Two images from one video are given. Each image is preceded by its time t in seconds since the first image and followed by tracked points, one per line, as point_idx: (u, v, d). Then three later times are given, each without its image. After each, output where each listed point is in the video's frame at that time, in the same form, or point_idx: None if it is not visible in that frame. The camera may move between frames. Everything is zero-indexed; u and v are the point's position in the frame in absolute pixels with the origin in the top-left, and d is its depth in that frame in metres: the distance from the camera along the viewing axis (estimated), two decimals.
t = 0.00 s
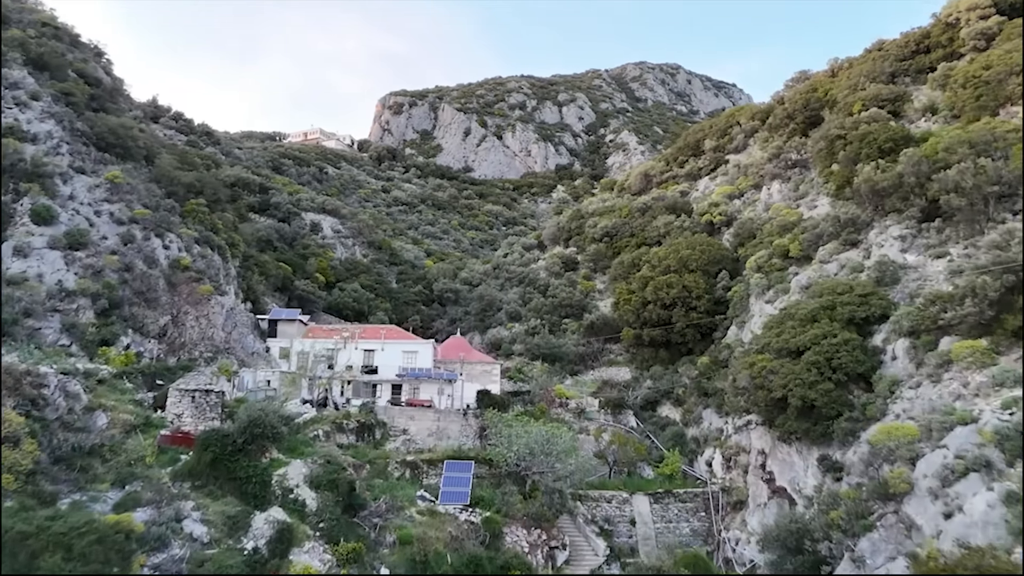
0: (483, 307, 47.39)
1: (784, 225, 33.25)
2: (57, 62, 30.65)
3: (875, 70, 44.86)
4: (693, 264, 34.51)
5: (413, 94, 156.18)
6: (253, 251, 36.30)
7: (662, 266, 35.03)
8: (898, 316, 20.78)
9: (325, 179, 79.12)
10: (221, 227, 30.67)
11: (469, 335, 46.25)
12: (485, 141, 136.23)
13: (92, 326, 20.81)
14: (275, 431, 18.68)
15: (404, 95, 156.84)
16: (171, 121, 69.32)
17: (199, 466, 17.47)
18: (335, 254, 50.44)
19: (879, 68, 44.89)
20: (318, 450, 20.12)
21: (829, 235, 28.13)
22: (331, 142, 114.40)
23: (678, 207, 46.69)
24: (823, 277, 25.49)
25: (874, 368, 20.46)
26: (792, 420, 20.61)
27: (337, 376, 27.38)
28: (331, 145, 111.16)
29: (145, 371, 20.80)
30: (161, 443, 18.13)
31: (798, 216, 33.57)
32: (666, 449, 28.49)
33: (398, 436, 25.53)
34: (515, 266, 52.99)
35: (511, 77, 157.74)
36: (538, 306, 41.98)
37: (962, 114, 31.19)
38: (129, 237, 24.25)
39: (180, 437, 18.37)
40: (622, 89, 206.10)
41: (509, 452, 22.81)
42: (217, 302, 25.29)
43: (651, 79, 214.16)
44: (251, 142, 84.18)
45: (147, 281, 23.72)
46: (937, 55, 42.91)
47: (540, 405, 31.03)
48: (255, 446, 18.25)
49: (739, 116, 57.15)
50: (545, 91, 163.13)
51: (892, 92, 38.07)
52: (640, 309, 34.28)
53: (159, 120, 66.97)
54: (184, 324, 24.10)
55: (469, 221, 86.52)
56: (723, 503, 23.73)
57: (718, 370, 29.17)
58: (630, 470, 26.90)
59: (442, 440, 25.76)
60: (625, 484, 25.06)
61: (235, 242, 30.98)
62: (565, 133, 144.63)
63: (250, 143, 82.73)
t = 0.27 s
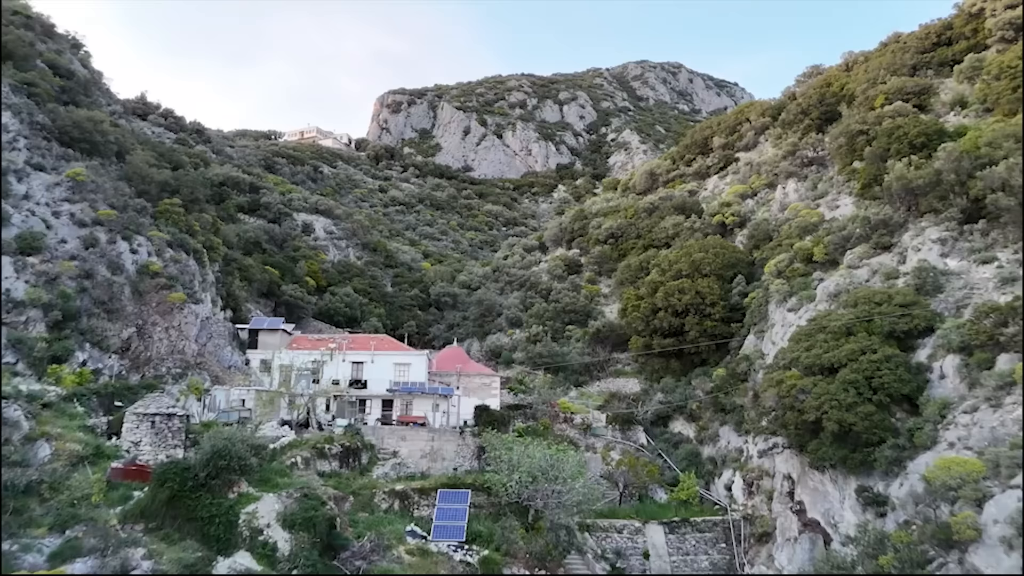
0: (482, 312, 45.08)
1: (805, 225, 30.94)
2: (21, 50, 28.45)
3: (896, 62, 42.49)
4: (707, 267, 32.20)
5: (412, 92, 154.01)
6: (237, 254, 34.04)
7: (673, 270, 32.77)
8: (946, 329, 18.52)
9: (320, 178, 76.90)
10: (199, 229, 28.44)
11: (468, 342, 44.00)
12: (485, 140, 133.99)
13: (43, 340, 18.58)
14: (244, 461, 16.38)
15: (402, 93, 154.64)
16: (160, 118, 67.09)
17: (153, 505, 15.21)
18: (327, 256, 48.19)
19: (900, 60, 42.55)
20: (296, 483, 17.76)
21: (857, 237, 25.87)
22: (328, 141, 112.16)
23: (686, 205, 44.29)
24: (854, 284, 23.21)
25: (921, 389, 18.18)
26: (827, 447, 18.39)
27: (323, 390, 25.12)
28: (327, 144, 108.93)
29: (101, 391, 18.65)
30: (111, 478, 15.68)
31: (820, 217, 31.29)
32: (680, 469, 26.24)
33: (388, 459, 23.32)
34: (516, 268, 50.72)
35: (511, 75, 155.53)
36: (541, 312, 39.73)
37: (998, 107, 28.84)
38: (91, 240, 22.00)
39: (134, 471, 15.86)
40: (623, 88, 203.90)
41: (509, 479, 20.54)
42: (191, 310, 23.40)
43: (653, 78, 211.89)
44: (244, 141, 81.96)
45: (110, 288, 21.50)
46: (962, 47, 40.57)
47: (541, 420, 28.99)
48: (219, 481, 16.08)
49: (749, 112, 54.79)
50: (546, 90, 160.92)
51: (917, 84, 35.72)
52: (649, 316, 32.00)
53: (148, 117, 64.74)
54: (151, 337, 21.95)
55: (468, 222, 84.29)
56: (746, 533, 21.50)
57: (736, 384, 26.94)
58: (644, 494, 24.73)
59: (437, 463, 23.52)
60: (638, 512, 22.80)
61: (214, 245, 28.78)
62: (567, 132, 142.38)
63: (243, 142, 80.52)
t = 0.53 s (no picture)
0: (481, 317, 42.73)
1: (829, 227, 28.61)
2: None
3: (919, 54, 40.18)
4: (723, 272, 29.81)
5: (410, 90, 151.70)
6: (218, 257, 31.73)
7: (686, 275, 30.39)
8: (1009, 346, 16.16)
9: (315, 177, 74.58)
10: (172, 231, 26.12)
11: (466, 349, 41.66)
12: (485, 139, 131.69)
13: None
14: (200, 506, 14.56)
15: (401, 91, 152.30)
16: (148, 115, 64.75)
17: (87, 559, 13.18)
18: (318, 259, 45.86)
19: (923, 52, 40.23)
20: (267, 519, 15.92)
21: (892, 240, 23.54)
22: (325, 140, 109.79)
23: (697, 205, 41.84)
24: (893, 292, 20.92)
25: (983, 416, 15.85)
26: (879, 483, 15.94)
27: (305, 411, 22.91)
28: (324, 142, 106.56)
29: (42, 418, 16.49)
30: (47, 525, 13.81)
31: (845, 217, 28.96)
32: (698, 495, 23.92)
33: (375, 488, 21.09)
34: (517, 270, 48.40)
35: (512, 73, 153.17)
36: (543, 318, 37.42)
37: None
38: (43, 244, 19.67)
39: (71, 518, 14.03)
40: (624, 87, 201.66)
41: (510, 515, 18.26)
42: (157, 320, 21.18)
43: (654, 77, 209.46)
44: (237, 139, 79.62)
45: (61, 298, 19.16)
46: (987, 36, 38.13)
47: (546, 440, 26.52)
48: (169, 529, 14.12)
49: (760, 108, 52.44)
50: (546, 88, 158.64)
51: (946, 76, 33.33)
52: (661, 325, 29.62)
53: (134, 114, 62.42)
54: (107, 354, 19.76)
55: (467, 222, 82.00)
56: (776, 572, 19.25)
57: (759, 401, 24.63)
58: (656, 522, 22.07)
59: (430, 491, 21.23)
60: (654, 548, 20.64)
61: (188, 248, 26.48)
62: (568, 131, 140.03)
63: (235, 140, 78.19)
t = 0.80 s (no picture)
0: (480, 324, 40.48)
1: (857, 229, 26.42)
2: None
3: (947, 44, 37.10)
4: (742, 277, 27.51)
5: (409, 88, 149.42)
6: (198, 262, 29.48)
7: (701, 281, 28.10)
8: None
9: (309, 176, 72.33)
10: (141, 234, 23.90)
11: (464, 358, 39.47)
12: (484, 137, 129.44)
13: None
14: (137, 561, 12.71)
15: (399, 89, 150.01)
16: (135, 112, 62.45)
17: None
18: (309, 262, 43.63)
19: (951, 42, 37.05)
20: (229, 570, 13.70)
21: (934, 245, 21.33)
22: (321, 138, 107.53)
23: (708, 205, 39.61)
24: (941, 303, 18.74)
25: None
26: (936, 527, 13.77)
27: (285, 434, 20.79)
28: (320, 141, 104.33)
29: None
30: None
31: (874, 219, 26.72)
32: (718, 525, 21.76)
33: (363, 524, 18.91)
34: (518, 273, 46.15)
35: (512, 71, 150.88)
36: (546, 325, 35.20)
37: None
38: None
39: None
40: (626, 86, 199.44)
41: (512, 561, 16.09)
42: (117, 334, 19.31)
43: (656, 75, 207.41)
44: (229, 137, 77.31)
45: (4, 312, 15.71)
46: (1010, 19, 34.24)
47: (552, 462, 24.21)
48: None
49: (772, 104, 50.22)
50: (547, 87, 156.40)
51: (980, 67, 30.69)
52: (675, 336, 27.36)
53: (121, 111, 60.15)
54: (55, 373, 17.74)
55: (466, 223, 79.77)
56: None
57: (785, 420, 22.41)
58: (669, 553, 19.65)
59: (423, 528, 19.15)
60: None
61: (160, 253, 24.25)
62: (569, 130, 137.85)
63: (227, 138, 75.89)
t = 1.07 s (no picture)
0: (479, 331, 38.25)
1: (890, 230, 24.21)
2: None
3: (976, 34, 33.61)
4: (764, 284, 25.20)
5: (407, 87, 147.24)
6: (174, 266, 27.27)
7: (719, 288, 25.79)
8: None
9: (303, 176, 70.16)
10: (103, 237, 21.67)
11: (462, 367, 37.22)
12: (484, 136, 127.24)
13: None
14: None
15: (398, 88, 147.77)
16: (121, 109, 60.18)
17: None
18: (298, 265, 41.40)
19: (980, 31, 33.97)
20: None
21: (986, 249, 19.13)
22: (317, 137, 105.27)
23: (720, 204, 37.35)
24: (1001, 316, 16.53)
25: None
26: None
27: (262, 459, 18.76)
28: (316, 139, 102.09)
29: None
30: None
31: (909, 220, 24.49)
32: (743, 560, 19.50)
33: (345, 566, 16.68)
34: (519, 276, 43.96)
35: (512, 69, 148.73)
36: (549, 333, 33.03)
37: None
38: None
39: None
40: (627, 85, 197.36)
41: None
42: (66, 351, 17.19)
43: (657, 74, 205.30)
44: (220, 135, 75.01)
45: None
46: None
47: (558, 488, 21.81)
48: None
49: (784, 100, 47.97)
50: (548, 85, 154.23)
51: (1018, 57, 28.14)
52: (690, 348, 25.12)
53: (106, 107, 57.91)
54: None
55: (465, 223, 77.59)
56: None
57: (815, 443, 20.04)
58: None
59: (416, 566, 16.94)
60: None
61: (125, 258, 22.01)
62: (570, 129, 135.66)
63: (219, 136, 73.62)
